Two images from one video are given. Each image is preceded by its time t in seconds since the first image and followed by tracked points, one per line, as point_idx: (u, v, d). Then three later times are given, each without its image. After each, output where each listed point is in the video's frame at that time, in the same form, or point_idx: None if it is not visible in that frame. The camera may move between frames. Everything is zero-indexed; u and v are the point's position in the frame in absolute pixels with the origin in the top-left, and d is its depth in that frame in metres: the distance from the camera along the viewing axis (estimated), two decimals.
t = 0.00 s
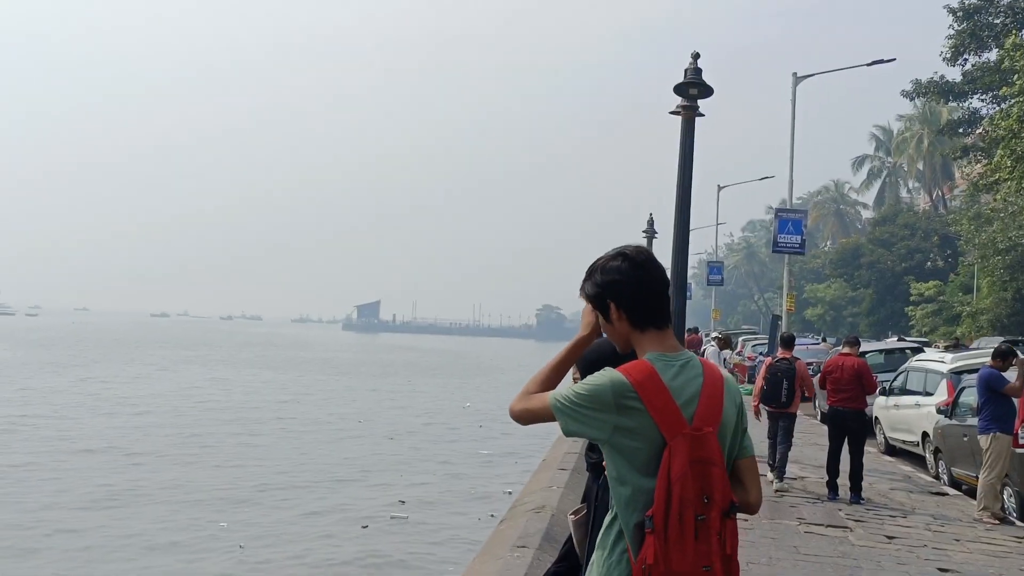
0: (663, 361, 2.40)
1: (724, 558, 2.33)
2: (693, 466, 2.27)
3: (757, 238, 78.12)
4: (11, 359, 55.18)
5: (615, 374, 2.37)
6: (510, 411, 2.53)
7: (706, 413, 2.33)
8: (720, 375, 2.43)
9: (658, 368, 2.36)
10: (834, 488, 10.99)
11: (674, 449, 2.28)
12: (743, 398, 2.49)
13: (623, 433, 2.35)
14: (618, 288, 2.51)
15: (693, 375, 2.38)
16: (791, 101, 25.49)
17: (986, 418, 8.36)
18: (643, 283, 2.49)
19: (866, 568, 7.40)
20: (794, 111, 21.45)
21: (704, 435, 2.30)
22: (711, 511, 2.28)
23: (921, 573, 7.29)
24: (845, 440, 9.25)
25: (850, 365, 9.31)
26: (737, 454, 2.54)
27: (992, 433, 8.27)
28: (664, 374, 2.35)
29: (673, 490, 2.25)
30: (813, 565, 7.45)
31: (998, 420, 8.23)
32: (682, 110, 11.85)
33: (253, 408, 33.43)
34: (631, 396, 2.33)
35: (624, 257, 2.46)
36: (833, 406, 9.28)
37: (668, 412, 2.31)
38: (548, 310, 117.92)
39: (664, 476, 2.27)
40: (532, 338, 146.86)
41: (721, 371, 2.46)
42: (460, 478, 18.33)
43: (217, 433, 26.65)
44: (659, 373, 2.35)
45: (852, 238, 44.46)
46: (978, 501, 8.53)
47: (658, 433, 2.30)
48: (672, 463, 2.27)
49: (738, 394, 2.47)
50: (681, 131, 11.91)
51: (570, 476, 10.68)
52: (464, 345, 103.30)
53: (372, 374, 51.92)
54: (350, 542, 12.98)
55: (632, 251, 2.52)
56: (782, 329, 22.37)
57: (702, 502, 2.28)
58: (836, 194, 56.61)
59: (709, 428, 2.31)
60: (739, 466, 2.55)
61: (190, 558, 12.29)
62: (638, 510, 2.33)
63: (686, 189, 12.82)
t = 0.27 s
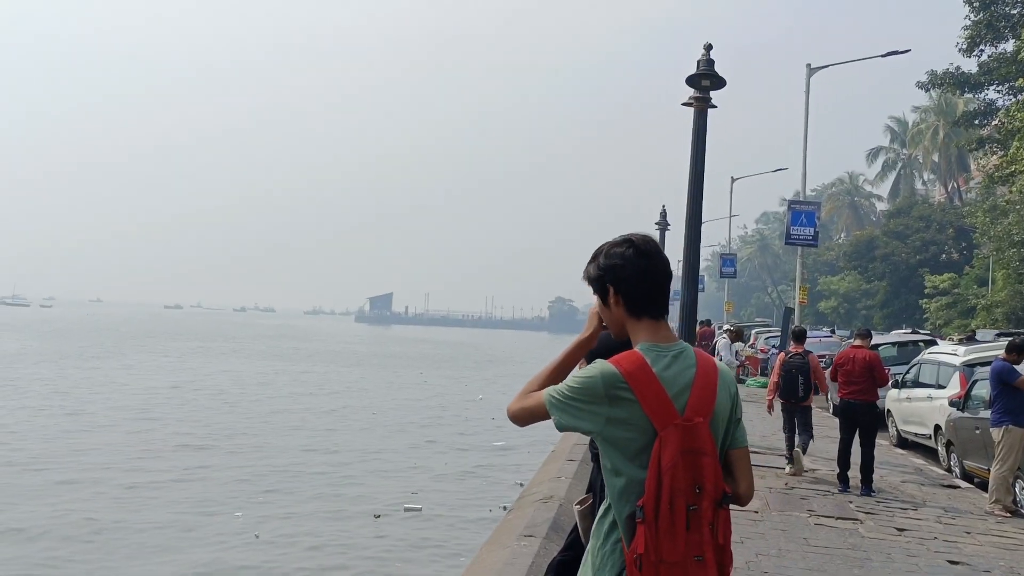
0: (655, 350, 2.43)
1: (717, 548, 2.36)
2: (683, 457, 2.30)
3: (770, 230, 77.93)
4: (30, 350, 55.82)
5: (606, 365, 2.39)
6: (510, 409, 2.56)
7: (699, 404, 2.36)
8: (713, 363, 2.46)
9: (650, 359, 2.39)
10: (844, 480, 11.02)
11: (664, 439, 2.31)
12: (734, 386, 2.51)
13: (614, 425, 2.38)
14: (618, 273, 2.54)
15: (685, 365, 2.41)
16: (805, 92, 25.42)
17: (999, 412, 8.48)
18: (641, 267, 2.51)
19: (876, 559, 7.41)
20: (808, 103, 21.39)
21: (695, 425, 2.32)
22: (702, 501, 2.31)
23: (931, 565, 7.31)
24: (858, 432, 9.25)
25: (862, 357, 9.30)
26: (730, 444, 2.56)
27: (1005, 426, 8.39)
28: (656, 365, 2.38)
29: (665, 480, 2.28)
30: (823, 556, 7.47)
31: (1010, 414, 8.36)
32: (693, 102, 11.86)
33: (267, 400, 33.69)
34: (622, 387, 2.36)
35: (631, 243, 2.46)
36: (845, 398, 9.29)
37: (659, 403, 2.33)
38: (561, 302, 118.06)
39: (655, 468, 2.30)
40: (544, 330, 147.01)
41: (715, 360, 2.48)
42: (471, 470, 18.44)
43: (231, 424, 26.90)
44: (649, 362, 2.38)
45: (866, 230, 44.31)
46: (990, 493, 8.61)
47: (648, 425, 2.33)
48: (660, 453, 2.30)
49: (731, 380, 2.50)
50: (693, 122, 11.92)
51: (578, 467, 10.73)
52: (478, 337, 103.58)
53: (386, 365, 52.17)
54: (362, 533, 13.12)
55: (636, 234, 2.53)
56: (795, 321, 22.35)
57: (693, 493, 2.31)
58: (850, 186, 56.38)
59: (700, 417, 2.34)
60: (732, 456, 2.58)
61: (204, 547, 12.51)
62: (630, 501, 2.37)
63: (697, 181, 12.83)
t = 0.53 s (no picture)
0: (657, 345, 2.47)
1: (714, 543, 2.40)
2: (682, 451, 2.34)
3: (780, 225, 77.72)
4: (45, 344, 56.31)
5: (607, 358, 2.42)
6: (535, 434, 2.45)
7: (696, 400, 2.41)
8: (710, 360, 2.51)
9: (650, 355, 2.44)
10: (852, 474, 11.05)
11: (663, 433, 2.35)
12: (731, 383, 2.57)
13: (615, 421, 2.39)
14: (628, 264, 2.58)
15: (685, 360, 2.45)
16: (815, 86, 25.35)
17: (1008, 406, 8.66)
18: (647, 261, 2.56)
19: (883, 554, 7.43)
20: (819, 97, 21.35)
21: (693, 421, 2.37)
22: (700, 497, 2.35)
23: (939, 559, 7.33)
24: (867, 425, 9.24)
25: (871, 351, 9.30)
26: (725, 440, 2.61)
27: (1014, 420, 8.55)
28: (657, 361, 2.42)
29: (664, 474, 2.32)
30: (831, 550, 7.50)
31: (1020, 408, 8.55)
32: (703, 96, 11.85)
33: (277, 394, 33.82)
34: (624, 382, 2.39)
35: (645, 234, 2.49)
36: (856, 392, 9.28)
37: (659, 399, 2.37)
38: (570, 297, 117.99)
39: (655, 462, 2.33)
40: (553, 324, 146.97)
41: (712, 358, 2.54)
42: (480, 465, 18.51)
43: (241, 419, 27.03)
44: (650, 358, 2.42)
45: (876, 225, 44.21)
46: (999, 488, 8.70)
47: (648, 420, 2.37)
48: (662, 447, 2.34)
49: (726, 378, 2.56)
50: (702, 117, 11.92)
51: (586, 460, 10.76)
52: (486, 331, 103.59)
53: (395, 360, 52.28)
54: (371, 526, 13.20)
55: (641, 228, 2.58)
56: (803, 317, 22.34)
57: (691, 487, 2.35)
58: (859, 180, 56.22)
59: (699, 413, 2.39)
60: (727, 453, 2.63)
61: (214, 539, 12.66)
62: (629, 497, 2.40)
63: (706, 175, 12.84)
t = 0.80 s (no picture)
0: (661, 345, 2.52)
1: (718, 543, 2.44)
2: (688, 451, 2.39)
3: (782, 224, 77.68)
4: (50, 343, 56.52)
5: (612, 360, 2.46)
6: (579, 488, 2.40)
7: (700, 400, 2.46)
8: (713, 360, 2.56)
9: (655, 355, 2.47)
10: (856, 473, 11.07)
11: (668, 434, 2.39)
12: (735, 383, 2.62)
13: (623, 423, 2.42)
14: (634, 261, 2.64)
15: (687, 360, 2.51)
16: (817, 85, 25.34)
17: (1011, 405, 8.78)
18: (655, 260, 2.60)
19: (887, 552, 7.43)
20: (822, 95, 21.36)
21: (697, 421, 2.42)
22: (705, 496, 2.39)
23: (943, 558, 7.32)
24: (870, 423, 9.26)
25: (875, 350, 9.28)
26: (727, 442, 2.65)
27: (1018, 419, 8.70)
28: (661, 361, 2.46)
29: (670, 475, 2.36)
30: (835, 549, 7.49)
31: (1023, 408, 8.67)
32: (706, 94, 11.85)
33: (280, 393, 33.84)
34: (630, 383, 2.42)
35: (654, 233, 2.56)
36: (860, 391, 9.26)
37: (664, 399, 2.41)
38: (572, 296, 117.98)
39: (661, 462, 2.37)
40: (555, 323, 146.99)
41: (715, 358, 2.59)
42: (482, 463, 18.53)
43: (244, 417, 27.06)
44: (653, 358, 2.46)
45: (879, 223, 44.19)
46: (1003, 487, 8.71)
47: (654, 421, 2.40)
48: (668, 447, 2.38)
49: (730, 377, 2.61)
50: (704, 115, 11.93)
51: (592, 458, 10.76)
52: (489, 331, 103.61)
53: (398, 359, 52.31)
54: (374, 524, 13.23)
55: (648, 227, 2.63)
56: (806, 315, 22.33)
57: (695, 488, 2.39)
58: (862, 179, 56.21)
59: (702, 414, 2.44)
60: (730, 454, 2.66)
61: (218, 536, 12.72)
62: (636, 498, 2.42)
63: (709, 174, 12.84)
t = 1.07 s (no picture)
0: (677, 349, 2.53)
1: (736, 544, 2.50)
2: (706, 456, 2.44)
3: (782, 224, 77.70)
4: (51, 343, 56.55)
5: (629, 366, 2.47)
6: (611, 508, 2.37)
7: (717, 402, 2.49)
8: (726, 361, 2.60)
9: (671, 359, 2.49)
10: (859, 473, 11.09)
11: (688, 440, 2.43)
12: (747, 383, 2.66)
13: (643, 430, 2.44)
14: (647, 263, 2.64)
15: (702, 362, 2.53)
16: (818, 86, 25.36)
17: (1015, 406, 8.71)
18: (667, 263, 2.60)
19: (891, 553, 7.45)
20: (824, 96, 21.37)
21: (715, 425, 2.46)
22: (723, 499, 2.46)
23: (948, 559, 7.34)
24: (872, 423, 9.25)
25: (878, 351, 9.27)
26: (742, 440, 2.69)
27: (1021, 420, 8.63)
28: (678, 366, 2.49)
29: (691, 481, 2.41)
30: (840, 550, 7.51)
31: None
32: (708, 96, 11.87)
33: (282, 393, 33.86)
34: (649, 390, 2.44)
35: (666, 239, 2.57)
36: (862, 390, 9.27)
37: (683, 405, 2.44)
38: (573, 297, 117.96)
39: (681, 469, 2.41)
40: (556, 323, 146.99)
41: (728, 358, 2.62)
42: (485, 464, 18.55)
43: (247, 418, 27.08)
44: (670, 362, 2.48)
45: (879, 224, 44.24)
46: (1007, 488, 8.73)
47: (674, 428, 2.43)
48: (686, 454, 2.42)
49: (743, 378, 2.64)
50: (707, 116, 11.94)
51: (598, 458, 10.77)
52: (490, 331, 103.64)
53: (399, 359, 52.35)
54: (377, 525, 13.26)
55: (660, 229, 2.63)
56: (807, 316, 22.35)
57: (713, 491, 2.45)
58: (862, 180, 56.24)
59: (721, 417, 2.48)
60: (744, 454, 2.70)
61: (223, 537, 12.74)
62: (656, 503, 2.46)
63: (711, 175, 12.85)
